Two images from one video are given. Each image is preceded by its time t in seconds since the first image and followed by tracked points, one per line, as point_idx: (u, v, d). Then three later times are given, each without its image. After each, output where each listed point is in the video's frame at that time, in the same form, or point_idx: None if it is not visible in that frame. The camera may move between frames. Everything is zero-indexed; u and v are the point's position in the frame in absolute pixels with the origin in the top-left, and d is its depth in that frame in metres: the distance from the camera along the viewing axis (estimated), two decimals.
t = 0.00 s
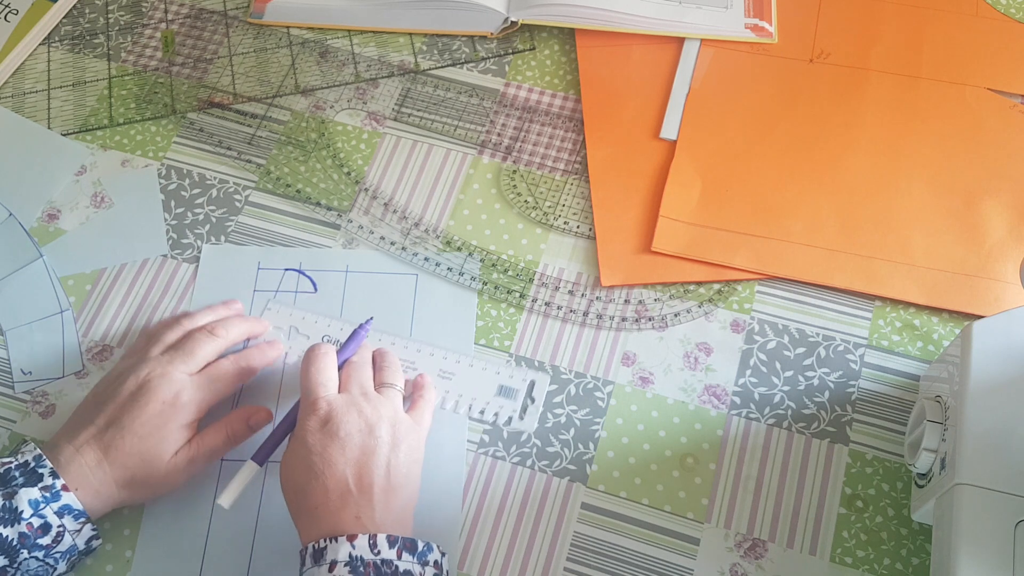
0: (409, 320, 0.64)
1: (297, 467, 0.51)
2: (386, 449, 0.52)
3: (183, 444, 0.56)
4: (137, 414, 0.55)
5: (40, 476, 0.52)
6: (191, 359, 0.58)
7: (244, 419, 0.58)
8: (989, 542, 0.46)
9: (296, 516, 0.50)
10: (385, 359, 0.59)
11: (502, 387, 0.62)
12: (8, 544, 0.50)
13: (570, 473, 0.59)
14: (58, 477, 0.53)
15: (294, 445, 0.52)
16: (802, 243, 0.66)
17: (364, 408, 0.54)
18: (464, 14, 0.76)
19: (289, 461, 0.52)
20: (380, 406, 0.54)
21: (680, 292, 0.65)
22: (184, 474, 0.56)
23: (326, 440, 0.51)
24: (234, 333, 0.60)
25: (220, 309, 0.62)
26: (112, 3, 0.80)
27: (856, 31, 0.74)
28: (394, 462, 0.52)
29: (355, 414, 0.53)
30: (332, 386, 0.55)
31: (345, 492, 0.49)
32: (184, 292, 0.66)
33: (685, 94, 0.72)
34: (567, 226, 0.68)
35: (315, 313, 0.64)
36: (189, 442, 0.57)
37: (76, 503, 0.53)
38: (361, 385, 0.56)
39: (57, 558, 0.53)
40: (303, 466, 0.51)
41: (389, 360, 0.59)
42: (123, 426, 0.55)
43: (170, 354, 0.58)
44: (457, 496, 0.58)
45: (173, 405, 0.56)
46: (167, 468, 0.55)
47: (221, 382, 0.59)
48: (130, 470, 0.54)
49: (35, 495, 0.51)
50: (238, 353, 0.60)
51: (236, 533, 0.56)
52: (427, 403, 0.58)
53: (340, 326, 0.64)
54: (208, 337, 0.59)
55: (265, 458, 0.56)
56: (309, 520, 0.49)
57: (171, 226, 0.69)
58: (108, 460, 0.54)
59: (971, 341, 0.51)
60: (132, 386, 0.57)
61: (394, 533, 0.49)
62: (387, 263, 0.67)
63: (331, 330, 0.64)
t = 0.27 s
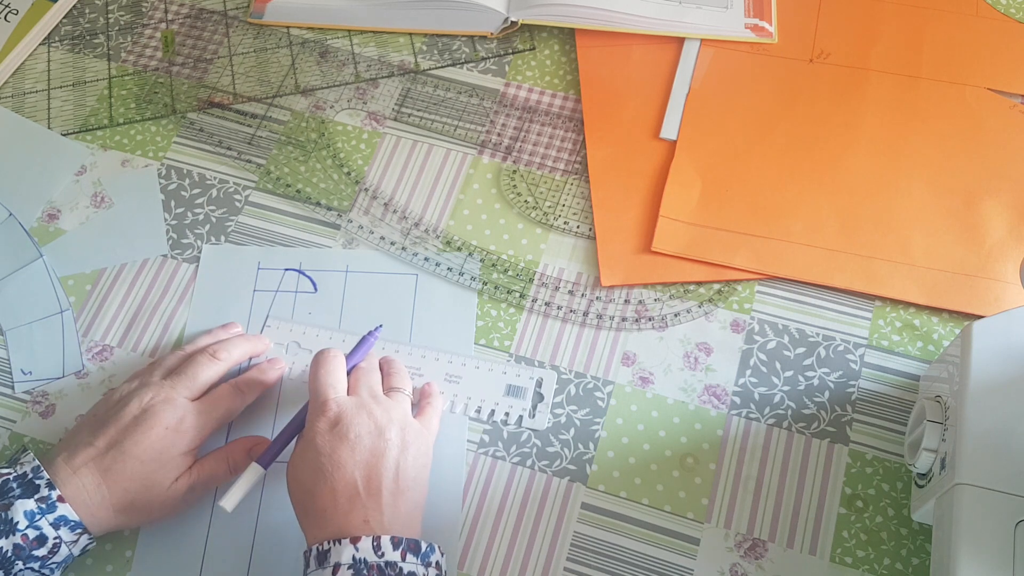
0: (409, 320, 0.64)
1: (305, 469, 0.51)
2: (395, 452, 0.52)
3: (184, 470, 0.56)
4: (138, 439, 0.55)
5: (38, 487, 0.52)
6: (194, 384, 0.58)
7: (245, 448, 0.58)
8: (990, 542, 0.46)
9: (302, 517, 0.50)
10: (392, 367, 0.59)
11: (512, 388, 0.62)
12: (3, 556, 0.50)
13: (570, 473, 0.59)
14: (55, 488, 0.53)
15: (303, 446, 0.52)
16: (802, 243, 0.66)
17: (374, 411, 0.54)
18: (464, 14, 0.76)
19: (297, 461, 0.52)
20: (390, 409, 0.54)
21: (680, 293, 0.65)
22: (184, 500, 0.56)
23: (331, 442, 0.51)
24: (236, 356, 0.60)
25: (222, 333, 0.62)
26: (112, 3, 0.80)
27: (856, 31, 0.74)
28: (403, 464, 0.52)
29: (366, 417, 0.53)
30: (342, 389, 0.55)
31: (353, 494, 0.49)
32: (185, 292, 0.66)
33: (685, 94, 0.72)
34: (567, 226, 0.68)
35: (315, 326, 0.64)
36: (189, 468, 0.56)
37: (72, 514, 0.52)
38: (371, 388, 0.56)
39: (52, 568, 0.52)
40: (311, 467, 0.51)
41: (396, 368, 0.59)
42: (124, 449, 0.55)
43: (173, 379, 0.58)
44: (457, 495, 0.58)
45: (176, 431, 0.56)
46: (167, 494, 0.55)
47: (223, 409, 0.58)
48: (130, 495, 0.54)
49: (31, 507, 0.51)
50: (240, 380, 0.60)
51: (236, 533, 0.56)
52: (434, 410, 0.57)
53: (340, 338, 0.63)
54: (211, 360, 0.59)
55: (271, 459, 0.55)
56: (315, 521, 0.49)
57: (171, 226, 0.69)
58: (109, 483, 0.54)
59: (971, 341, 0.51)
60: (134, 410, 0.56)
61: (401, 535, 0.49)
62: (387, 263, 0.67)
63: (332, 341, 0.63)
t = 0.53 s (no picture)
0: (409, 320, 0.64)
1: (303, 471, 0.51)
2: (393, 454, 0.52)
3: (181, 475, 0.56)
4: (136, 443, 0.55)
5: (34, 489, 0.52)
6: (192, 388, 0.58)
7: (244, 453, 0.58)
8: (990, 542, 0.46)
9: (300, 519, 0.50)
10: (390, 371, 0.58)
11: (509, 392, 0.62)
12: None
13: (570, 473, 0.59)
14: (51, 491, 0.52)
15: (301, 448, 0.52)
16: (802, 243, 0.66)
17: (372, 413, 0.54)
18: (464, 14, 0.76)
19: (294, 463, 0.52)
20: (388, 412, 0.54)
21: (680, 293, 0.65)
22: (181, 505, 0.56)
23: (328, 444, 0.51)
24: (234, 360, 0.60)
25: (221, 338, 0.62)
26: (112, 3, 0.80)
27: (856, 31, 0.74)
28: (402, 465, 0.52)
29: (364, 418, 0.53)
30: (339, 393, 0.55)
31: (352, 495, 0.49)
32: (184, 292, 0.66)
33: (685, 94, 0.72)
34: (567, 226, 0.68)
35: (312, 331, 0.64)
36: (187, 472, 0.56)
37: (69, 518, 0.52)
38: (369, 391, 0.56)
39: (48, 570, 0.52)
40: (309, 468, 0.51)
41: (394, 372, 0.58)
42: (121, 453, 0.54)
43: (171, 383, 0.58)
44: (457, 495, 0.58)
45: (174, 434, 0.56)
46: (164, 499, 0.55)
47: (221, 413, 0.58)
48: (126, 500, 0.54)
49: (27, 510, 0.51)
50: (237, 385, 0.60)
51: (236, 533, 0.56)
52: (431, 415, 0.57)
53: (338, 343, 0.63)
54: (209, 364, 0.59)
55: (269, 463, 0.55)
56: (313, 524, 0.49)
57: (171, 226, 0.69)
58: (105, 487, 0.54)
59: (971, 341, 0.51)
60: (132, 413, 0.56)
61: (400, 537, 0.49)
62: (387, 263, 0.67)
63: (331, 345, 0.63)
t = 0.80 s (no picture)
0: (409, 321, 0.64)
1: (298, 475, 0.51)
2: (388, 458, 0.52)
3: (177, 498, 0.55)
4: (133, 465, 0.54)
5: (29, 510, 0.52)
6: (190, 408, 0.58)
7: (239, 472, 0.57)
8: (990, 541, 0.46)
9: (295, 524, 0.50)
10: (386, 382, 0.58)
11: (508, 403, 0.61)
12: None
13: (570, 473, 0.59)
14: (46, 511, 0.52)
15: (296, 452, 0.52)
16: (801, 243, 0.66)
17: (368, 417, 0.54)
18: (464, 15, 0.76)
19: (290, 468, 0.52)
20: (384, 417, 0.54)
21: (680, 293, 0.65)
22: (177, 528, 0.55)
23: (324, 447, 0.51)
24: (232, 381, 0.60)
25: (219, 357, 0.62)
26: (112, 3, 0.80)
27: (856, 31, 0.74)
28: (400, 467, 0.52)
29: (360, 422, 0.53)
30: (335, 399, 0.55)
31: (346, 500, 0.49)
32: (184, 292, 0.66)
33: (685, 94, 0.72)
34: (567, 226, 0.68)
35: (306, 347, 0.63)
36: (184, 496, 0.56)
37: (63, 540, 0.51)
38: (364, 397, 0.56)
39: None
40: (304, 472, 0.51)
41: (390, 384, 0.58)
42: (118, 474, 0.54)
43: (169, 403, 0.58)
44: (457, 495, 0.58)
45: (172, 457, 0.56)
46: (160, 522, 0.54)
47: (219, 434, 0.58)
48: (123, 522, 0.53)
49: (21, 530, 0.50)
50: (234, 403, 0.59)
51: (236, 534, 0.57)
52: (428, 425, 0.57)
53: (334, 357, 0.63)
54: (207, 384, 0.58)
55: (262, 474, 0.55)
56: (307, 529, 0.49)
57: (171, 226, 0.69)
58: (102, 509, 0.53)
59: (971, 341, 0.51)
60: (129, 434, 0.56)
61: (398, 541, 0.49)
62: (387, 263, 0.67)
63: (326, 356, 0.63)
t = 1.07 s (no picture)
0: (408, 321, 0.64)
1: (298, 476, 0.51)
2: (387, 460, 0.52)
3: (177, 498, 0.55)
4: (132, 465, 0.54)
5: (27, 510, 0.52)
6: (189, 409, 0.58)
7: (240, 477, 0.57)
8: (990, 542, 0.46)
9: (295, 526, 0.50)
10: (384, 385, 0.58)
11: (506, 408, 0.61)
12: None
13: (570, 473, 0.59)
14: (45, 512, 0.52)
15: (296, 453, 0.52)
16: (801, 243, 0.66)
17: (367, 418, 0.54)
18: (464, 15, 0.76)
19: (289, 469, 0.52)
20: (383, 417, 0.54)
21: (680, 293, 0.65)
22: (177, 528, 0.55)
23: (323, 448, 0.51)
24: (231, 381, 0.60)
25: (219, 358, 0.62)
26: (112, 2, 0.80)
27: (856, 31, 0.74)
28: (400, 468, 0.52)
29: (359, 423, 0.53)
30: (335, 400, 0.55)
31: (346, 501, 0.49)
32: (184, 292, 0.66)
33: (685, 94, 0.72)
34: (567, 226, 0.68)
35: (305, 349, 0.63)
36: (183, 496, 0.56)
37: (61, 541, 0.51)
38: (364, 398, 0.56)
39: None
40: (304, 473, 0.51)
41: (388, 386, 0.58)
42: (117, 474, 0.54)
43: (168, 403, 0.58)
44: (457, 495, 0.58)
45: (171, 457, 0.55)
46: (159, 522, 0.54)
47: (218, 434, 0.58)
48: (122, 523, 0.53)
49: (19, 531, 0.50)
50: (234, 404, 0.59)
51: (236, 534, 0.57)
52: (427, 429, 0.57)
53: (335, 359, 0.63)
54: (205, 384, 0.59)
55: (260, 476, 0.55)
56: (308, 530, 0.49)
57: (171, 226, 0.69)
58: (100, 509, 0.53)
59: (971, 341, 0.51)
60: (128, 434, 0.56)
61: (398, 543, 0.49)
62: (387, 263, 0.67)
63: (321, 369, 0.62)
